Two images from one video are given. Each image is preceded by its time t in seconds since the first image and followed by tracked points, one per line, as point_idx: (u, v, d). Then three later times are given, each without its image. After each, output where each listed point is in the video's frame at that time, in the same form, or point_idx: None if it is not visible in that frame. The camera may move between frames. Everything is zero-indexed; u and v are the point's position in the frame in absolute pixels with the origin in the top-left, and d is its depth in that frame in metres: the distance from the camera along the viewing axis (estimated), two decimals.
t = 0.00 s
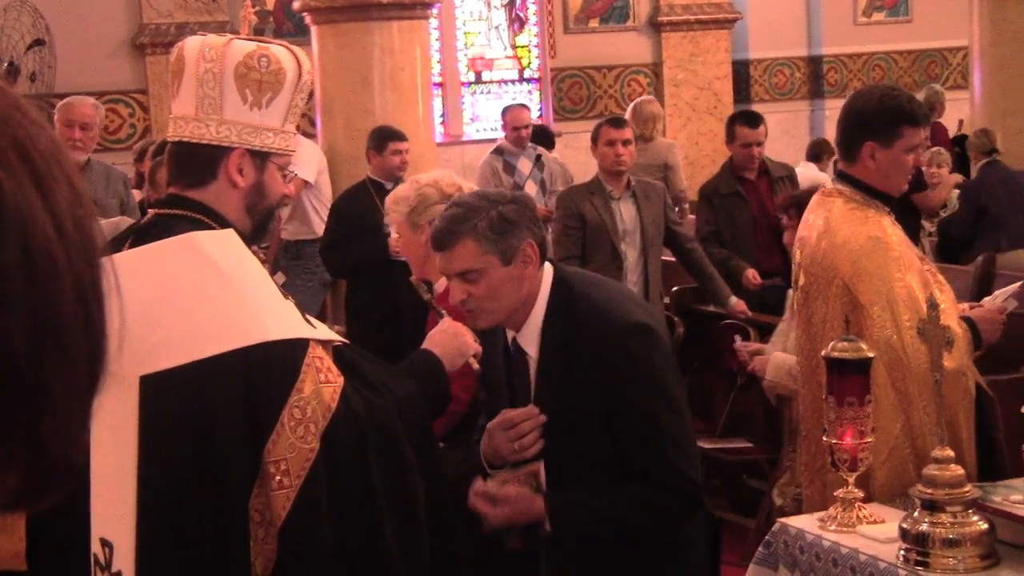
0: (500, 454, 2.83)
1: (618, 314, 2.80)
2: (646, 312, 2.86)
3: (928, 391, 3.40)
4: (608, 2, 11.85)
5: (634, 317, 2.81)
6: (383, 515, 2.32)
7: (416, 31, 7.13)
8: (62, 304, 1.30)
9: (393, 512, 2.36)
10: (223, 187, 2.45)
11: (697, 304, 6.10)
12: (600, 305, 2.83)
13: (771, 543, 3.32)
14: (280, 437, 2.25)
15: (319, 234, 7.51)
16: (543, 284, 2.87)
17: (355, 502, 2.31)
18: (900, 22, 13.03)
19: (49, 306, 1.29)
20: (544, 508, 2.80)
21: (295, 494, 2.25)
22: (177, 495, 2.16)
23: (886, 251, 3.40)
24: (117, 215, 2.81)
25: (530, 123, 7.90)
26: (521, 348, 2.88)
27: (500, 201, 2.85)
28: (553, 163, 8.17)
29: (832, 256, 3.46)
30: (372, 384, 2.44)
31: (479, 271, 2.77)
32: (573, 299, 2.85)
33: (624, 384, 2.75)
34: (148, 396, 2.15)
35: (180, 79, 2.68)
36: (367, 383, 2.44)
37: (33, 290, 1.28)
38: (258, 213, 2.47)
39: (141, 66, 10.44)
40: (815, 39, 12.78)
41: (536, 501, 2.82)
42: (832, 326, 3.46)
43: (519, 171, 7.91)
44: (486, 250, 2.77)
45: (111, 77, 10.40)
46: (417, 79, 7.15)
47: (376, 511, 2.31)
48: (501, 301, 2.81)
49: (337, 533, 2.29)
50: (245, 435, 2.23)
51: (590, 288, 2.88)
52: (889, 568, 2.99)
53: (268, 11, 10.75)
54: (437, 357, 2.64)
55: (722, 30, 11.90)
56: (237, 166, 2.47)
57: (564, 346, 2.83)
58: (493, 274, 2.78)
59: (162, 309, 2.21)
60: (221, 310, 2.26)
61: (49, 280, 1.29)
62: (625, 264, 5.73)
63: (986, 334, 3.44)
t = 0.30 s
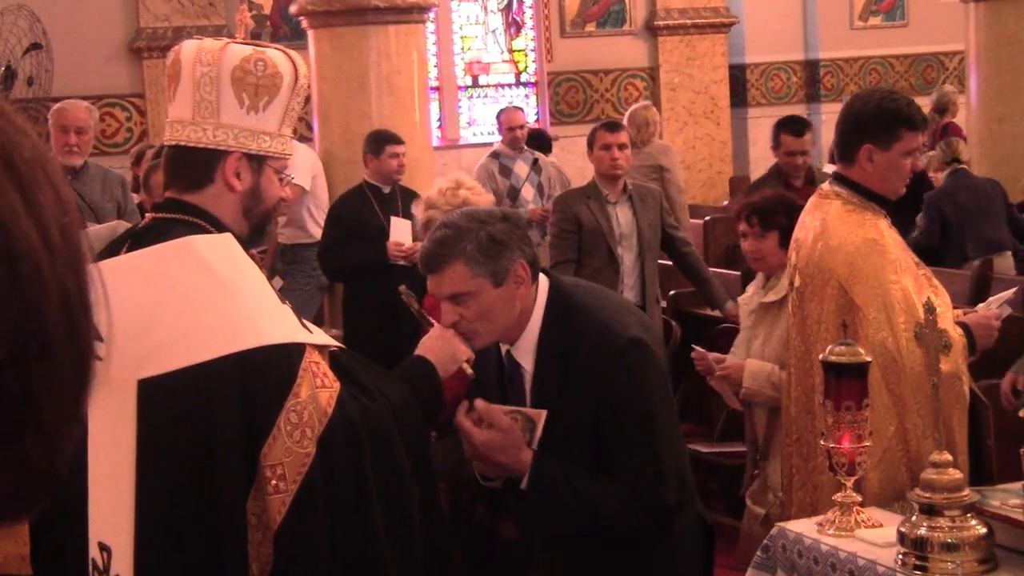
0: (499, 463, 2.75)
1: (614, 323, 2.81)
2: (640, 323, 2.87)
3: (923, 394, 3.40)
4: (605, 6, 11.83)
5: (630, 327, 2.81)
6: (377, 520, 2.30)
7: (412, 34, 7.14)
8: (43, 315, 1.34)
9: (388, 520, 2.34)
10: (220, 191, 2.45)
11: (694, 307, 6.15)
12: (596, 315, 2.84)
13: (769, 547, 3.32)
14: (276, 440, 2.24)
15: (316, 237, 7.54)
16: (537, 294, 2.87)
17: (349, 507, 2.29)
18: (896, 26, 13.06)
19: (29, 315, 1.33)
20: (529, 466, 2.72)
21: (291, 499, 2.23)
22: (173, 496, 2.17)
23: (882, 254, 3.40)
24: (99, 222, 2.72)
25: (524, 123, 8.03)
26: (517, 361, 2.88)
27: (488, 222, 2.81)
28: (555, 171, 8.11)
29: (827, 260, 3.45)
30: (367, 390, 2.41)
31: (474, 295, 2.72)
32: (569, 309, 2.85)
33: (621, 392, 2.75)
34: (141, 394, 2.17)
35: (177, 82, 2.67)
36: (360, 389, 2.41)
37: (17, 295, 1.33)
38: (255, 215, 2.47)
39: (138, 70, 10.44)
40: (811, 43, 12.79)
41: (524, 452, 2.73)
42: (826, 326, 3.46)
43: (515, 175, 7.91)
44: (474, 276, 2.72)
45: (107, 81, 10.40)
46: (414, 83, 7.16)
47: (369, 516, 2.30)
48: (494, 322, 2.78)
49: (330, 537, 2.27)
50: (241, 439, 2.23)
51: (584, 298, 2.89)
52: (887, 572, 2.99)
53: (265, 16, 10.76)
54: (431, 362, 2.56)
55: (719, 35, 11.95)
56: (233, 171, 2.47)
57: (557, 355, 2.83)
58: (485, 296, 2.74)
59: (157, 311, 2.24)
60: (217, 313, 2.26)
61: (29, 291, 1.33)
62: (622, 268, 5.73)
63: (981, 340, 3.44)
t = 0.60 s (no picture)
0: (494, 434, 2.73)
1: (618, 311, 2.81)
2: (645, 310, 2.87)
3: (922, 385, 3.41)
4: None
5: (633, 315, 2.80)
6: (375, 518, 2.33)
7: (411, 28, 7.14)
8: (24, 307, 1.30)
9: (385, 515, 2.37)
10: (219, 184, 2.46)
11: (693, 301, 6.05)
12: (601, 301, 2.83)
13: (770, 538, 3.33)
14: (274, 434, 2.24)
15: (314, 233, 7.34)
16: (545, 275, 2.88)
17: (349, 502, 2.31)
18: (898, 18, 12.95)
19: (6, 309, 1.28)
20: (519, 440, 2.72)
21: (289, 493, 2.24)
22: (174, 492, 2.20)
23: (883, 244, 3.40)
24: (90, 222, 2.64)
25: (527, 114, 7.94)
26: (519, 338, 2.89)
27: (506, 186, 2.83)
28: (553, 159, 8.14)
29: (830, 249, 3.44)
30: (364, 384, 2.42)
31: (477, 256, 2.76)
32: (577, 291, 2.85)
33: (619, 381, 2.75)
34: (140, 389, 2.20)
35: (175, 76, 2.67)
36: (357, 383, 2.41)
37: None
38: (253, 208, 2.49)
39: (137, 65, 10.43)
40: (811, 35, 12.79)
41: (519, 425, 2.73)
42: (825, 319, 3.47)
43: (518, 167, 7.99)
44: (482, 238, 2.75)
45: (107, 75, 10.40)
46: (414, 77, 7.15)
47: (368, 512, 2.32)
48: (494, 292, 2.80)
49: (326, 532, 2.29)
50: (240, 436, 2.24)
51: (590, 282, 2.88)
52: (887, 563, 2.99)
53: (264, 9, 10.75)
54: (427, 356, 2.56)
55: (718, 26, 11.85)
56: (232, 164, 2.48)
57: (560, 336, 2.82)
58: (487, 259, 2.76)
59: (154, 304, 2.25)
60: (216, 308, 2.26)
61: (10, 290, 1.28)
62: (622, 261, 5.72)
63: (980, 333, 3.44)
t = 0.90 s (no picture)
0: (489, 428, 2.67)
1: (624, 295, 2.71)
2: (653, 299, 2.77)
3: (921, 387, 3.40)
4: None
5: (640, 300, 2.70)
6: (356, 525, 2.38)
7: (410, 29, 7.16)
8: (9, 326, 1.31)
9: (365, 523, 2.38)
10: (213, 186, 2.47)
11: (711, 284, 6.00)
12: (607, 289, 2.74)
13: (766, 540, 3.32)
14: (260, 440, 2.27)
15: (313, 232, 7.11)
16: (559, 260, 2.83)
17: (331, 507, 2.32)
18: (894, 19, 12.99)
19: None
20: (516, 431, 2.64)
21: (272, 498, 2.27)
22: (167, 499, 2.20)
23: (884, 244, 3.40)
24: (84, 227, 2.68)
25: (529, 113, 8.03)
26: (526, 316, 2.87)
27: (530, 162, 2.85)
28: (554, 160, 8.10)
29: (830, 249, 3.43)
30: (348, 394, 2.44)
31: (492, 221, 2.78)
32: (586, 278, 2.77)
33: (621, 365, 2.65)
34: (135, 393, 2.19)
35: (167, 78, 2.68)
36: (340, 392, 2.43)
37: None
38: (248, 209, 2.50)
39: (135, 66, 10.44)
40: (808, 37, 12.79)
41: (512, 419, 2.66)
42: (825, 318, 3.45)
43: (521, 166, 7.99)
44: (498, 202, 2.77)
45: (105, 76, 10.42)
46: (412, 79, 7.17)
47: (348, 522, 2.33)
48: (503, 261, 2.80)
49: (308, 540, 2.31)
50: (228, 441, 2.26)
51: (598, 270, 2.80)
52: (885, 564, 2.98)
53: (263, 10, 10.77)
54: (402, 362, 2.55)
55: (716, 27, 11.85)
56: (226, 166, 2.49)
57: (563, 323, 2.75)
58: (500, 228, 2.78)
59: (145, 305, 2.26)
60: (210, 312, 2.27)
61: None
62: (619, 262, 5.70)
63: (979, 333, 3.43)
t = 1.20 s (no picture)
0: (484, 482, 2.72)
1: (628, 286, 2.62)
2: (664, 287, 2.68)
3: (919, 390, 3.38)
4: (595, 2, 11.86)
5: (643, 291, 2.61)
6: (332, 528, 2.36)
7: (402, 33, 7.13)
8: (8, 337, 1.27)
9: (344, 531, 2.40)
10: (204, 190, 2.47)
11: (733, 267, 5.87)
12: (614, 278, 2.67)
13: (762, 542, 3.33)
14: (242, 442, 2.32)
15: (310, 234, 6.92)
16: (579, 244, 2.78)
17: (311, 508, 2.35)
18: (886, 21, 13.04)
19: None
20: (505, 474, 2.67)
21: (253, 503, 2.32)
22: (155, 501, 2.28)
23: (881, 247, 3.39)
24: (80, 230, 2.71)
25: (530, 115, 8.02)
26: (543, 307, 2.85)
27: (545, 153, 2.84)
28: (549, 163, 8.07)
29: (827, 251, 3.44)
30: (332, 402, 2.48)
31: (502, 209, 2.77)
32: (596, 265, 2.73)
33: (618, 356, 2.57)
34: (122, 395, 2.29)
35: (164, 81, 2.67)
36: (326, 401, 2.47)
37: None
38: (238, 214, 2.49)
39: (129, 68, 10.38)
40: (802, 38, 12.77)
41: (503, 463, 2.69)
42: (822, 320, 3.45)
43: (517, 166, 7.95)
44: (507, 191, 2.77)
45: (98, 78, 10.32)
46: (405, 81, 7.17)
47: (326, 527, 2.35)
48: (518, 246, 2.78)
49: (291, 546, 2.34)
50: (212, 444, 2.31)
51: (610, 260, 2.72)
52: (880, 567, 2.99)
53: (255, 14, 10.75)
54: (381, 369, 2.61)
55: (708, 31, 11.78)
56: (219, 170, 2.49)
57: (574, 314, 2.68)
58: (509, 216, 2.76)
59: (136, 310, 2.35)
60: (193, 311, 2.35)
61: None
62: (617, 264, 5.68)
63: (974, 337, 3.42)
